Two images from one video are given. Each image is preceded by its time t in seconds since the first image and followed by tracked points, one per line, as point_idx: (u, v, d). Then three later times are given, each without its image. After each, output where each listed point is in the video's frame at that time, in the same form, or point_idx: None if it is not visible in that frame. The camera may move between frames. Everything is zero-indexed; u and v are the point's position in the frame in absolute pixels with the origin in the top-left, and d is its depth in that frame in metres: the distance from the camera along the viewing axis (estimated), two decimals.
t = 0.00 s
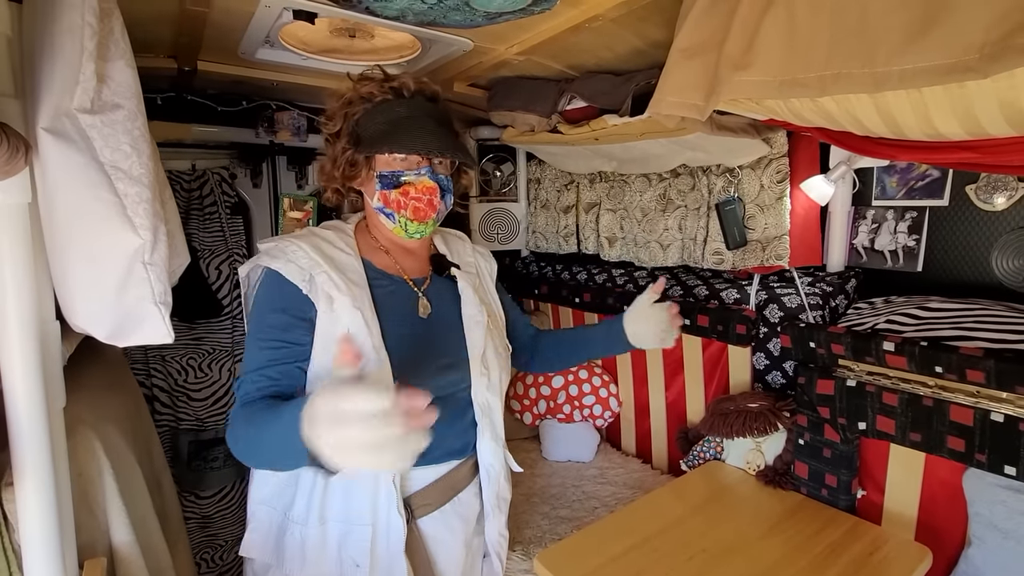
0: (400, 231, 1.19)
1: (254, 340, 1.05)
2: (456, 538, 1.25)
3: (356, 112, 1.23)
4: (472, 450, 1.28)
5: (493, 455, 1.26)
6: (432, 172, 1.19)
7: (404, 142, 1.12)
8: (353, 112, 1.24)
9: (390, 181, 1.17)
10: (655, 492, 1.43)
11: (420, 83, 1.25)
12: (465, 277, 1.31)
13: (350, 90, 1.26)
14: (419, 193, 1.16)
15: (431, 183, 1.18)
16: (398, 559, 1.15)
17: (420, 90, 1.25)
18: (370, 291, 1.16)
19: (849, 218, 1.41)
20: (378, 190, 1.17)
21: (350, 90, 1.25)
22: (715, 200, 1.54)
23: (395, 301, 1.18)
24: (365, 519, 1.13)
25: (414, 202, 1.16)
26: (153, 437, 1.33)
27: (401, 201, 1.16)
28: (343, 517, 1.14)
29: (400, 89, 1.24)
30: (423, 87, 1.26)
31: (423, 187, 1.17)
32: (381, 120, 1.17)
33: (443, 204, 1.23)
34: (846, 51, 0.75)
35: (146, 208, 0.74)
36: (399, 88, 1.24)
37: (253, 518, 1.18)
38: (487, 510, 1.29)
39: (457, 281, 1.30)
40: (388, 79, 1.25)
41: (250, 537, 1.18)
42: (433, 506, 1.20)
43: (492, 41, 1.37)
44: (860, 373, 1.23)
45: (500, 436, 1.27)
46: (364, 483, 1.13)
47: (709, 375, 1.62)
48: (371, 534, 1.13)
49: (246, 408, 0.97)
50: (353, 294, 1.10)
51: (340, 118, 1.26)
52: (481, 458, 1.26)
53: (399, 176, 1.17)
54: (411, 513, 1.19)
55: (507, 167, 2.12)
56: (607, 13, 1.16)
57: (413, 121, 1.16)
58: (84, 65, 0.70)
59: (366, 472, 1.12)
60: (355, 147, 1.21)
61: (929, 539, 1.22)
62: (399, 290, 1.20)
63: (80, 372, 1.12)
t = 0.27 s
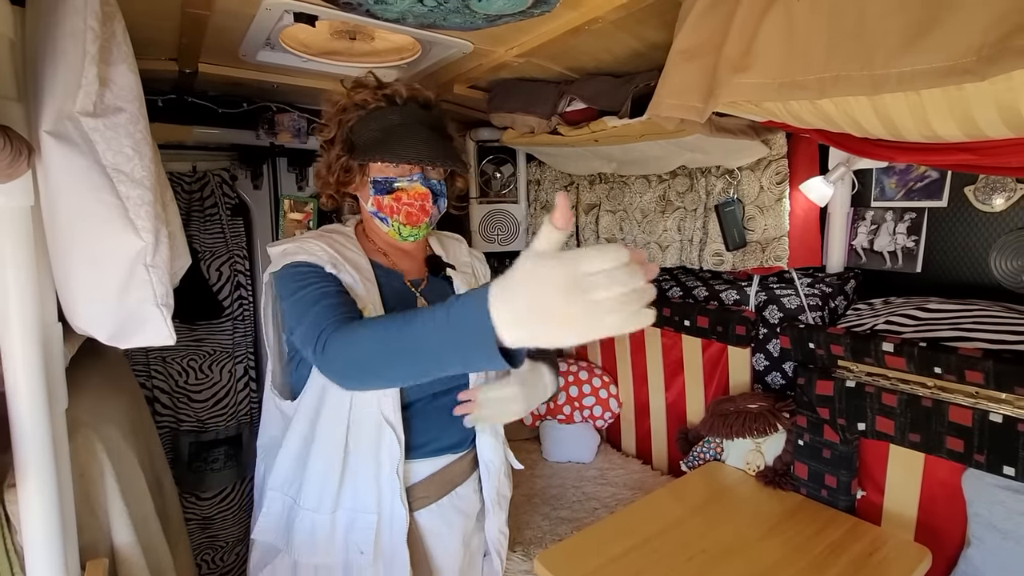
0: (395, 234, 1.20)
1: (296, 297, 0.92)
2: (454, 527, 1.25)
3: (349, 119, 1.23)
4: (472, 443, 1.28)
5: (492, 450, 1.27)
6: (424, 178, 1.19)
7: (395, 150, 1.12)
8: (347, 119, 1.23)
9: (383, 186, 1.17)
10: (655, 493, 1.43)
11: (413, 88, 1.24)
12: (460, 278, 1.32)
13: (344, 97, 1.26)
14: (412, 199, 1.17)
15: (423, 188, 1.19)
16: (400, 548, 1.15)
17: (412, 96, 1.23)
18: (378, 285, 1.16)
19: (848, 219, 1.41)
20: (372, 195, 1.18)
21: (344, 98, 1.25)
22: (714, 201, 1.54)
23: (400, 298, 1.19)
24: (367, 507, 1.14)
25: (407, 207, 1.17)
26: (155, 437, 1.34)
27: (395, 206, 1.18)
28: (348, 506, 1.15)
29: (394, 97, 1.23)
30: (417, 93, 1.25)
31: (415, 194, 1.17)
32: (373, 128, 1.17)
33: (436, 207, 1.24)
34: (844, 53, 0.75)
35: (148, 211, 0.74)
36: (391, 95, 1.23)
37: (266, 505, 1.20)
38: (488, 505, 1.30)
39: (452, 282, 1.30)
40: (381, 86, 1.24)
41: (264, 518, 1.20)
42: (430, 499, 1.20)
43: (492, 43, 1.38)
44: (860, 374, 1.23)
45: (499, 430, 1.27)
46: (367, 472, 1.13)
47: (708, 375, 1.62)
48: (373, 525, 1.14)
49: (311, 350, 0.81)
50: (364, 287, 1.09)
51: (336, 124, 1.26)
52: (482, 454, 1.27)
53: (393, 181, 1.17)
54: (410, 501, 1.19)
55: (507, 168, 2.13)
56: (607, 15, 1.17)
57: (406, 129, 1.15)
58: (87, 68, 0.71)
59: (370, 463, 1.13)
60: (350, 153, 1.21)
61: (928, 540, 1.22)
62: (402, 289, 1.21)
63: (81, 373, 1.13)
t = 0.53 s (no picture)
0: (404, 233, 1.21)
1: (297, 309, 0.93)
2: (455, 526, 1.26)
3: (356, 120, 1.24)
4: (473, 444, 1.29)
5: (495, 451, 1.27)
6: (433, 177, 1.20)
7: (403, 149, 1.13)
8: (353, 120, 1.25)
9: (393, 185, 1.18)
10: (656, 494, 1.44)
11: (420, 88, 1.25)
12: (464, 279, 1.33)
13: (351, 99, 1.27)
14: (422, 197, 1.18)
15: (433, 187, 1.19)
16: (403, 552, 1.15)
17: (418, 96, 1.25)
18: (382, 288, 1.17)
19: (848, 220, 1.42)
20: (381, 195, 1.19)
21: (351, 100, 1.27)
22: (715, 202, 1.55)
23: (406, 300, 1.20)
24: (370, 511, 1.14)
25: (416, 206, 1.18)
26: (158, 439, 1.34)
27: (405, 205, 1.18)
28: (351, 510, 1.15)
29: (400, 97, 1.24)
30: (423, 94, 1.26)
31: (425, 192, 1.18)
32: (381, 128, 1.18)
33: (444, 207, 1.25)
34: (843, 55, 0.75)
35: (153, 214, 0.75)
36: (398, 95, 1.24)
37: (267, 509, 1.20)
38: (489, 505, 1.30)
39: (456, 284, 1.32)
40: (388, 87, 1.25)
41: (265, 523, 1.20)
42: (430, 500, 1.20)
43: (493, 45, 1.38)
44: (860, 375, 1.23)
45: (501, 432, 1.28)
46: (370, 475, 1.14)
47: (709, 376, 1.63)
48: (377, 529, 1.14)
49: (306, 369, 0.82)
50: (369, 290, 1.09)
51: (343, 126, 1.27)
52: (483, 455, 1.27)
53: (403, 180, 1.18)
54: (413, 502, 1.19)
55: (508, 169, 2.14)
56: (607, 18, 1.17)
57: (414, 128, 1.16)
58: (92, 72, 0.71)
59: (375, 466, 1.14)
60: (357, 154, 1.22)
61: (928, 540, 1.22)
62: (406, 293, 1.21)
63: (85, 375, 1.13)
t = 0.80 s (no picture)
0: (411, 231, 1.21)
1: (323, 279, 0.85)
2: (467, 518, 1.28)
3: (369, 114, 1.24)
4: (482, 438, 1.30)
5: (503, 444, 1.27)
6: (443, 176, 1.21)
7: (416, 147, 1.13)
8: (366, 114, 1.24)
9: (402, 182, 1.18)
10: (657, 493, 1.44)
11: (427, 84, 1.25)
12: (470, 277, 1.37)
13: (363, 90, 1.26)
14: (432, 196, 1.18)
15: (443, 186, 1.20)
16: (426, 551, 1.17)
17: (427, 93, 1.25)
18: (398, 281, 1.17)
19: (849, 220, 1.42)
20: (390, 191, 1.19)
21: (362, 92, 1.26)
22: (716, 202, 1.55)
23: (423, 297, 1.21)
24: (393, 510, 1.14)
25: (425, 204, 1.18)
26: (159, 439, 1.34)
27: (413, 203, 1.18)
28: (376, 511, 1.15)
29: (413, 93, 1.24)
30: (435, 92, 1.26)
31: (435, 190, 1.19)
32: (395, 124, 1.18)
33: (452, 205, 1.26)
34: (845, 55, 0.76)
35: (156, 214, 0.75)
36: (411, 90, 1.24)
37: (279, 516, 1.17)
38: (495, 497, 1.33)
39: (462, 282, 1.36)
40: (402, 81, 1.25)
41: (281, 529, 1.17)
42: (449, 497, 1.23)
43: (494, 46, 1.38)
44: (861, 374, 1.23)
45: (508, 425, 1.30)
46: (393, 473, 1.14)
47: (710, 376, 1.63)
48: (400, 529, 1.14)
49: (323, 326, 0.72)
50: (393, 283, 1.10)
51: (354, 119, 1.26)
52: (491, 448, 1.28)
53: (412, 178, 1.18)
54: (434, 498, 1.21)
55: (509, 170, 2.14)
56: (609, 18, 1.18)
57: (428, 126, 1.17)
58: (96, 73, 0.72)
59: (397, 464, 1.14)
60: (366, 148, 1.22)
61: (931, 539, 1.23)
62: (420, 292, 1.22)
63: (87, 375, 1.13)
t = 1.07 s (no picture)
0: (399, 230, 1.19)
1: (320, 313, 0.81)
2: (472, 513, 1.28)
3: (364, 103, 1.16)
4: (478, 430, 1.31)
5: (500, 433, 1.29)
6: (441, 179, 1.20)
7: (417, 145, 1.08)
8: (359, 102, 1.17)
9: (400, 180, 1.15)
10: (658, 493, 1.44)
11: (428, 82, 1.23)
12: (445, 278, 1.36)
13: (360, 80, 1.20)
14: (429, 198, 1.17)
15: (440, 189, 1.19)
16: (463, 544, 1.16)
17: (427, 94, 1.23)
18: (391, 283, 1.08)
19: (849, 219, 1.42)
20: (386, 189, 1.15)
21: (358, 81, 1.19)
22: (715, 202, 1.55)
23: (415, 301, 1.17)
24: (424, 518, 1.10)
25: (423, 205, 1.17)
26: (159, 441, 1.34)
27: (411, 203, 1.16)
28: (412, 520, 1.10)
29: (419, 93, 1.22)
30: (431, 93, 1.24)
31: (434, 193, 1.18)
32: (394, 118, 1.12)
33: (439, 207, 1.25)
34: (845, 54, 0.76)
35: (156, 214, 0.75)
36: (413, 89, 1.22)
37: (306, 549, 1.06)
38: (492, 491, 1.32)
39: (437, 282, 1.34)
40: (405, 79, 1.22)
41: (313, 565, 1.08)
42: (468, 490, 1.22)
43: (494, 46, 1.38)
44: (862, 374, 1.23)
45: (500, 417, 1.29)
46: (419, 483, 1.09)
47: (710, 376, 1.63)
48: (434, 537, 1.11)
49: (359, 408, 0.70)
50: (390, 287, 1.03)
51: (342, 104, 1.17)
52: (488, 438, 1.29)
53: (410, 177, 1.16)
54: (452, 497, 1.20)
55: (509, 171, 2.15)
56: (608, 18, 1.18)
57: (431, 127, 1.12)
58: (96, 73, 0.72)
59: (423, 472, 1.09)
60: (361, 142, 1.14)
61: (932, 539, 1.22)
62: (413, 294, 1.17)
63: (87, 375, 1.13)
